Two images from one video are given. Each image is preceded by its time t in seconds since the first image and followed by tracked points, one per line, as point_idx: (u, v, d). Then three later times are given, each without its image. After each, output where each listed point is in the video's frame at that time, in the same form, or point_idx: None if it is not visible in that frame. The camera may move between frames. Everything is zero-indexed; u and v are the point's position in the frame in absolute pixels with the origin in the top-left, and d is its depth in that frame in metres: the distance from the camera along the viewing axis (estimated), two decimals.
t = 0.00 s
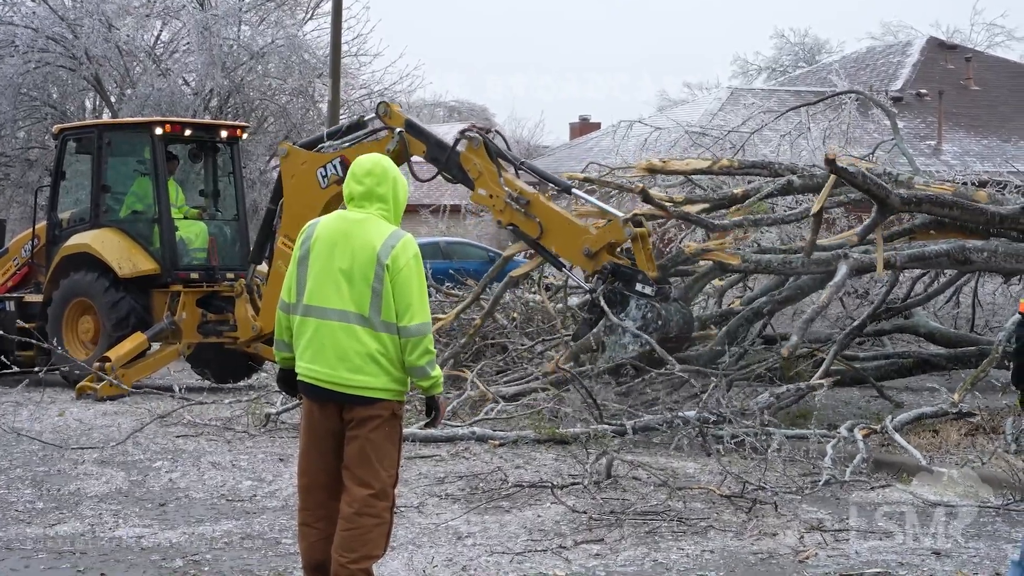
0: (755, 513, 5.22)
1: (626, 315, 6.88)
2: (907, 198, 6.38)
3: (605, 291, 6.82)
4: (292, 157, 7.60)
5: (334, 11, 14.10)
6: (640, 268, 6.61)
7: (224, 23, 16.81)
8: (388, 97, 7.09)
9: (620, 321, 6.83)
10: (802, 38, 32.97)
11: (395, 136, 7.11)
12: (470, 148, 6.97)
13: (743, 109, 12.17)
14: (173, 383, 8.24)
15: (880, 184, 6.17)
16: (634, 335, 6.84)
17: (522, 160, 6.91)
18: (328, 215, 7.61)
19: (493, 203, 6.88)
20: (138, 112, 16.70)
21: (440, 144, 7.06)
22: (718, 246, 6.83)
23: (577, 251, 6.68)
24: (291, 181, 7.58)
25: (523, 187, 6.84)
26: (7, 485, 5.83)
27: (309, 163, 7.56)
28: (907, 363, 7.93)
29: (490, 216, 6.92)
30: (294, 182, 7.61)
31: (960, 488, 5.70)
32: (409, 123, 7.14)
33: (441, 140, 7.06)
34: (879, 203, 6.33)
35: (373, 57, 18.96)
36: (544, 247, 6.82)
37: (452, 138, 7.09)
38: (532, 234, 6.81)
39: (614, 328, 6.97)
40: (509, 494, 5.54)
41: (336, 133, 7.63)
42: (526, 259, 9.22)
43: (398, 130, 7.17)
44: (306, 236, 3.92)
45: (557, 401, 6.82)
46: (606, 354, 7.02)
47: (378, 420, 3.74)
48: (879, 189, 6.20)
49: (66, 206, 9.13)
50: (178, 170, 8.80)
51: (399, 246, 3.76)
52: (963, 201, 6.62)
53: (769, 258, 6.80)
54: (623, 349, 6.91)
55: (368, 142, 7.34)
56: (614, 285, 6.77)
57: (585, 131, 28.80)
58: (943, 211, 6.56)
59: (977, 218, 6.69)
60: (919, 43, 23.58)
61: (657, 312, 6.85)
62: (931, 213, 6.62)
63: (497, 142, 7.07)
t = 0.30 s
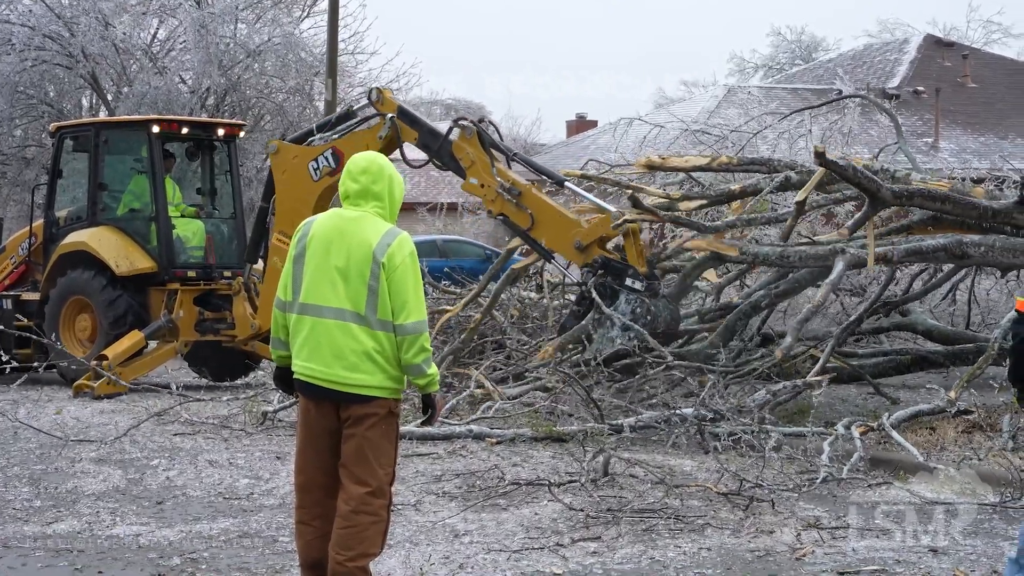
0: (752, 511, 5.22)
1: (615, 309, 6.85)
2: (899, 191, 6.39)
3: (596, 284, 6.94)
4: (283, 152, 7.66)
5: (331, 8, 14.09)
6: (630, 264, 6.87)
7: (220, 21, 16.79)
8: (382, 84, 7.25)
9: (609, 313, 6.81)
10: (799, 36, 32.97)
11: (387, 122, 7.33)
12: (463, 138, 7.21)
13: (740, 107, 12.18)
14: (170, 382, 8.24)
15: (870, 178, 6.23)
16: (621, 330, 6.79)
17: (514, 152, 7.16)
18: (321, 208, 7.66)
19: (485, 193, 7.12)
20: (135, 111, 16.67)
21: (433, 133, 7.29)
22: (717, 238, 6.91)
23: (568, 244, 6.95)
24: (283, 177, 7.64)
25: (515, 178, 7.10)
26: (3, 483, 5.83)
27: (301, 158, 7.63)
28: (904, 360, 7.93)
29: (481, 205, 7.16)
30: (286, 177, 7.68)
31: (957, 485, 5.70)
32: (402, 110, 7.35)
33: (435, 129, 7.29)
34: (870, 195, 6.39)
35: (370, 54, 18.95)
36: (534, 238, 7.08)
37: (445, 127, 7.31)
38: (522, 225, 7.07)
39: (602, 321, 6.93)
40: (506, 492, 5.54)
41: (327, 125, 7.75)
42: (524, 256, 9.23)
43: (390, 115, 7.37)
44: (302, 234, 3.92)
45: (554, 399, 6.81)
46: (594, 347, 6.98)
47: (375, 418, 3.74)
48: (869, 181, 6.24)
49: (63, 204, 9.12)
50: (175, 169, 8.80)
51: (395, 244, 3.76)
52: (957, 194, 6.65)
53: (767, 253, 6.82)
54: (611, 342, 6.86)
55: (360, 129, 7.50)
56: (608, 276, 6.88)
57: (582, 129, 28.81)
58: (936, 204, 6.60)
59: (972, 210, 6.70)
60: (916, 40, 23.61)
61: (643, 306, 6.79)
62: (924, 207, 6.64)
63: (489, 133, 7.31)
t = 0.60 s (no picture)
0: (752, 507, 5.22)
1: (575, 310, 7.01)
2: (913, 156, 6.42)
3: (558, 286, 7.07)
4: (269, 148, 7.90)
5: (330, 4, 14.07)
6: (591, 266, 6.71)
7: (220, 18, 16.78)
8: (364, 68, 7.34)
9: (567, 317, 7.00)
10: (798, 32, 32.96)
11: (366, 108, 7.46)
12: (439, 128, 7.18)
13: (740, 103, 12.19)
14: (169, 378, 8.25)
15: (887, 140, 6.22)
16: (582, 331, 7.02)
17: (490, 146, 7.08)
18: (308, 199, 7.89)
19: (457, 185, 7.08)
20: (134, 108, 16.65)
21: (412, 120, 7.32)
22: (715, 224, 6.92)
23: (534, 242, 6.83)
24: (271, 171, 7.90)
25: (487, 172, 7.01)
26: (4, 479, 5.83)
27: (287, 152, 7.87)
28: (903, 356, 7.93)
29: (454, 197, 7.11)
30: (274, 171, 7.92)
31: (957, 481, 5.70)
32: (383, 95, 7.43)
33: (414, 117, 7.32)
34: (886, 160, 6.36)
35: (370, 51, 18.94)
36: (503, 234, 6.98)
37: (424, 116, 7.34)
38: (491, 221, 6.97)
39: (562, 324, 7.14)
40: (506, 488, 5.54)
41: (311, 118, 7.96)
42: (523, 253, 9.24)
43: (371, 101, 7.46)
44: (300, 230, 3.92)
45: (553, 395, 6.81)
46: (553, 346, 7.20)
47: (373, 414, 3.74)
48: (886, 144, 6.24)
49: (62, 201, 9.11)
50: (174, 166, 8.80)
51: (393, 241, 3.75)
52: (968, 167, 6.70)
53: (769, 237, 6.73)
54: (569, 345, 7.07)
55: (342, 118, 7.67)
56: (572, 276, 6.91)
57: (581, 125, 28.82)
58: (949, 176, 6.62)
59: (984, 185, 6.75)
60: (915, 36, 23.61)
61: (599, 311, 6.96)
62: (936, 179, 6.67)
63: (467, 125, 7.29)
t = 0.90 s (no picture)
0: (752, 506, 5.22)
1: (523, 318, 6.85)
2: (923, 168, 6.45)
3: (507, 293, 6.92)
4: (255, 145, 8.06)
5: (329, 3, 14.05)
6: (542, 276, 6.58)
7: (219, 16, 16.77)
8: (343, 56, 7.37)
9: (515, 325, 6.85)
10: (798, 31, 32.95)
11: (344, 97, 7.50)
12: (410, 123, 7.16)
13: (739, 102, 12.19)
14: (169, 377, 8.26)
15: (898, 152, 6.26)
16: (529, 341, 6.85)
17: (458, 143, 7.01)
18: (295, 192, 8.04)
19: (422, 181, 7.03)
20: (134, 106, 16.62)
21: (386, 112, 7.32)
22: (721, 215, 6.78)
23: (489, 245, 6.73)
24: (259, 169, 8.06)
25: (452, 170, 6.94)
26: (3, 478, 5.83)
27: (272, 148, 8.01)
28: (903, 355, 7.93)
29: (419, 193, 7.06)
30: (262, 168, 8.08)
31: (956, 480, 5.70)
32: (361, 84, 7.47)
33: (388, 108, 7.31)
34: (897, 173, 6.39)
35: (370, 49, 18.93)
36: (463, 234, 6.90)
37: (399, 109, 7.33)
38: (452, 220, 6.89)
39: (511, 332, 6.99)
40: (505, 487, 5.53)
41: (293, 113, 8.05)
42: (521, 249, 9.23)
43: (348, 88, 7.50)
44: (299, 228, 3.92)
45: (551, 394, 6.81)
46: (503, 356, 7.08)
47: (373, 413, 3.74)
48: (898, 156, 6.27)
49: (62, 199, 9.11)
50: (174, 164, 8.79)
51: (392, 239, 3.75)
52: (976, 177, 6.76)
53: (771, 229, 6.70)
54: (516, 354, 6.94)
55: (321, 109, 7.74)
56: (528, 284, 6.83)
57: (581, 124, 28.84)
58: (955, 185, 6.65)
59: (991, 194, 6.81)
60: (915, 35, 23.63)
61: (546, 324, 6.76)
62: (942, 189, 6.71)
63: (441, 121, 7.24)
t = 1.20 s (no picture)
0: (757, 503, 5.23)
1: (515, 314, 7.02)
2: (925, 174, 6.40)
3: (499, 288, 7.13)
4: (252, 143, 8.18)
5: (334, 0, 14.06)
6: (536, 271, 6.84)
7: (224, 15, 16.81)
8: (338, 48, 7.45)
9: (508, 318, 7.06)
10: (803, 28, 32.93)
11: (340, 88, 7.64)
12: (406, 115, 7.34)
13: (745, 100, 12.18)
14: (174, 374, 8.27)
15: (899, 162, 6.22)
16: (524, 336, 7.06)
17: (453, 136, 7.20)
18: (296, 186, 8.15)
19: (418, 173, 7.25)
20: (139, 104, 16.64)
21: (382, 104, 7.47)
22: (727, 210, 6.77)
23: (484, 239, 7.00)
24: (258, 165, 8.18)
25: (447, 164, 7.16)
26: (9, 475, 5.85)
27: (269, 144, 8.12)
28: (908, 353, 7.93)
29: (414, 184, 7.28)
30: (261, 165, 8.19)
31: (961, 477, 5.69)
32: (356, 75, 7.58)
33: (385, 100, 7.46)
34: (899, 180, 6.35)
35: (374, 47, 18.96)
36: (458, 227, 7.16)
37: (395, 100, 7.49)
38: (447, 213, 7.15)
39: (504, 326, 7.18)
40: (510, 484, 5.54)
41: (289, 108, 8.21)
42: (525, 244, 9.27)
43: (344, 78, 7.61)
44: (304, 226, 3.92)
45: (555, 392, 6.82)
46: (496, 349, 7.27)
47: (378, 410, 3.74)
48: (899, 165, 6.25)
49: (68, 196, 9.13)
50: (179, 162, 8.80)
51: (397, 237, 3.76)
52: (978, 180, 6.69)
53: (777, 224, 6.71)
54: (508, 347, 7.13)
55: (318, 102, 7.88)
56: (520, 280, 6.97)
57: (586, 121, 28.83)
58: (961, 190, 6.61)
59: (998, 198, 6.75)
60: (920, 32, 23.62)
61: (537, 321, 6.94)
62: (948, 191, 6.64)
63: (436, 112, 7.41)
